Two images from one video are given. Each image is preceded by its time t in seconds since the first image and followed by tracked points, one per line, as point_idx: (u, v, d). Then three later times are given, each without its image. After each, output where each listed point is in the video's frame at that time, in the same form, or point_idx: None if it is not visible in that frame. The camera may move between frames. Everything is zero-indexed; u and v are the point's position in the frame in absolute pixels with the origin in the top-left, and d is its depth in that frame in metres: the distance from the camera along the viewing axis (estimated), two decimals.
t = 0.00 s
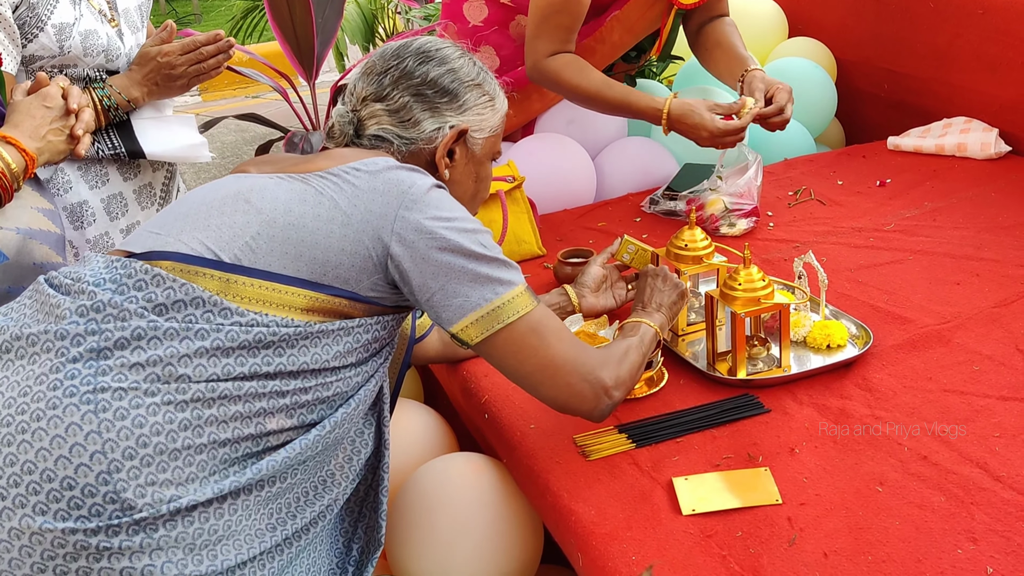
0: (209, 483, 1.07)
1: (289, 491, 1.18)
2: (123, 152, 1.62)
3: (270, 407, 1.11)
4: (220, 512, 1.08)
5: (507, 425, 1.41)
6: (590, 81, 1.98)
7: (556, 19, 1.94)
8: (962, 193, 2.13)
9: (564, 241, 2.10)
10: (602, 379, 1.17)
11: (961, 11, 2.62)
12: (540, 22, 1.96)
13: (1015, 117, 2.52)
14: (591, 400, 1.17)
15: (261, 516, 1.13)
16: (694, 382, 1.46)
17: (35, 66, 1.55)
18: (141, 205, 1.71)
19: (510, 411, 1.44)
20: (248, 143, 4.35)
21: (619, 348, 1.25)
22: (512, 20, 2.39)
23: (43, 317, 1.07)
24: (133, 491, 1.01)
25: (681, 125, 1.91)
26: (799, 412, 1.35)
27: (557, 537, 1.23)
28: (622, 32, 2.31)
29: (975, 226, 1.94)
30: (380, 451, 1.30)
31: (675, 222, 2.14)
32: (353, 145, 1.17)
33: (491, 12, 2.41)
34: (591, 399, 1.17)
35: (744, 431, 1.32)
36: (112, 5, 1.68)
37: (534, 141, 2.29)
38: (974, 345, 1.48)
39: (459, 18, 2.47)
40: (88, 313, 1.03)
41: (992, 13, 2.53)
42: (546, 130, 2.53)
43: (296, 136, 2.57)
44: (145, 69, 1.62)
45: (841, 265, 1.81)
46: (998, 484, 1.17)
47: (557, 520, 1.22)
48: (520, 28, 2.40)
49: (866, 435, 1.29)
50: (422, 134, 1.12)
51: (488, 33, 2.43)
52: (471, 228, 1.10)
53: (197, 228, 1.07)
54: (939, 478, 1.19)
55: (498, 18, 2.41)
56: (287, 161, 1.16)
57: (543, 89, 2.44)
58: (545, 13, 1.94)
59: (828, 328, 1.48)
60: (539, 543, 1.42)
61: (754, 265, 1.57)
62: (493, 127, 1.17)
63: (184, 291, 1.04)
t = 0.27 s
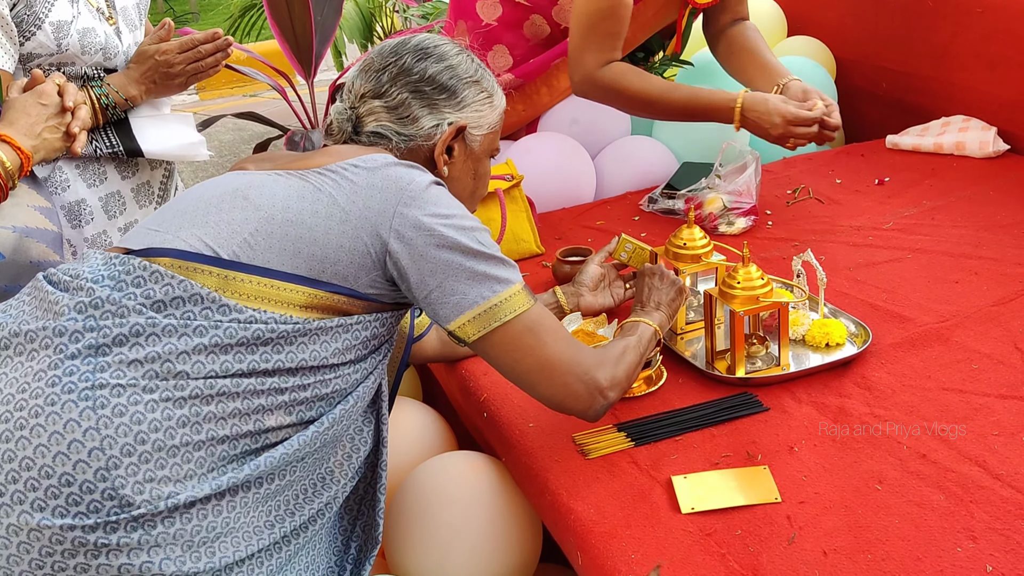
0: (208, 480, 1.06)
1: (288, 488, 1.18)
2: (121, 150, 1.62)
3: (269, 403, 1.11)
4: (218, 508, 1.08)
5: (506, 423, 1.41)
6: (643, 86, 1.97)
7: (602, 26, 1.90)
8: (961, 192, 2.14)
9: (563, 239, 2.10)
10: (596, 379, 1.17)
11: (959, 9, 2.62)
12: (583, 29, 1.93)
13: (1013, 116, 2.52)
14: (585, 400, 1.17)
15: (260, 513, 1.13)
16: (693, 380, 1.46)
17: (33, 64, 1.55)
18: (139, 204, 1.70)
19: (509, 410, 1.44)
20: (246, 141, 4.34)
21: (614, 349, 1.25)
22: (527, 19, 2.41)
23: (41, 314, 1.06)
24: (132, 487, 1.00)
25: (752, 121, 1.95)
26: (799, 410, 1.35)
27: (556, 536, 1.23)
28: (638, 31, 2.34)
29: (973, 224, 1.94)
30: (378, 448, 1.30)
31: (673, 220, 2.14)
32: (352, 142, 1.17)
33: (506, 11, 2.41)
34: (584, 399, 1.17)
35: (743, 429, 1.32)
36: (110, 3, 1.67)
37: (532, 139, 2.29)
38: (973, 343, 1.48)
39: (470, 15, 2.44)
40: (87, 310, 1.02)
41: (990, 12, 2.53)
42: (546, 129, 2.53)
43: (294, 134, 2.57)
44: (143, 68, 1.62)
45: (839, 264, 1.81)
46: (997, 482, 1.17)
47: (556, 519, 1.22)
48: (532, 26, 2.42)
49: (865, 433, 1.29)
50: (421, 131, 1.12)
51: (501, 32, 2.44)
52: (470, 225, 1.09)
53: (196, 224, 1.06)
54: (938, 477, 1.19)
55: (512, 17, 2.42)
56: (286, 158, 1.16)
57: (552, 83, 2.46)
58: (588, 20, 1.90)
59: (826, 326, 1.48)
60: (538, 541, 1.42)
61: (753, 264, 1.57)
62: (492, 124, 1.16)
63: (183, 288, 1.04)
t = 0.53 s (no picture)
0: (206, 479, 1.06)
1: (287, 488, 1.18)
2: (118, 150, 1.62)
3: (267, 403, 1.11)
4: (217, 508, 1.08)
5: (504, 424, 1.41)
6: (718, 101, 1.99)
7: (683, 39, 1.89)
8: (959, 192, 2.13)
9: (561, 239, 2.10)
10: (591, 384, 1.17)
11: (958, 9, 2.62)
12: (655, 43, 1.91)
13: (1011, 115, 2.52)
14: (581, 402, 1.17)
15: (258, 513, 1.13)
16: (692, 380, 1.46)
17: (29, 64, 1.55)
18: (136, 204, 1.70)
19: (507, 411, 1.44)
20: (244, 141, 4.34)
21: (609, 353, 1.25)
22: (546, 20, 2.50)
23: (39, 313, 1.06)
24: (131, 486, 1.00)
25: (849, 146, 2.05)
26: (797, 411, 1.35)
27: (555, 537, 1.23)
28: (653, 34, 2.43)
29: (971, 224, 1.94)
30: (376, 448, 1.30)
31: (672, 220, 2.14)
32: (349, 143, 1.17)
33: (523, 11, 2.48)
34: (578, 404, 1.17)
35: (741, 430, 1.32)
36: (106, 3, 1.67)
37: (533, 139, 2.30)
38: (971, 343, 1.48)
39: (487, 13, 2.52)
40: (85, 309, 1.02)
41: (988, 11, 2.53)
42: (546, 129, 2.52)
43: (292, 133, 2.56)
44: (140, 68, 1.61)
45: (837, 264, 1.82)
46: (995, 482, 1.17)
47: (554, 519, 1.22)
48: (550, 28, 2.52)
49: (863, 434, 1.28)
50: (419, 131, 1.12)
51: (517, 32, 2.52)
52: (466, 226, 1.09)
53: (194, 224, 1.06)
54: (936, 477, 1.19)
55: (530, 18, 2.50)
56: (284, 158, 1.16)
57: (566, 82, 2.53)
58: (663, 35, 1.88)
59: (824, 326, 1.48)
60: (536, 542, 1.42)
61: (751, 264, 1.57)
62: (489, 124, 1.16)
63: (182, 287, 1.04)
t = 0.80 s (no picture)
0: (206, 476, 1.06)
1: (286, 486, 1.18)
2: (116, 149, 1.62)
3: (267, 401, 1.11)
4: (217, 506, 1.08)
5: (502, 423, 1.41)
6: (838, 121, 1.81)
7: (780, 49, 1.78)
8: (957, 191, 2.14)
9: (560, 238, 2.10)
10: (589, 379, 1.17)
11: (956, 9, 2.63)
12: (748, 56, 1.81)
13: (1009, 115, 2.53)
14: (579, 399, 1.17)
15: (258, 511, 1.13)
16: (690, 379, 1.46)
17: (27, 64, 1.55)
18: (133, 203, 1.70)
19: (505, 409, 1.44)
20: (242, 140, 4.34)
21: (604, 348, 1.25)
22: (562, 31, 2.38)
23: (39, 312, 1.06)
24: (131, 484, 1.00)
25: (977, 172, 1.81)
26: (794, 410, 1.35)
27: (553, 536, 1.23)
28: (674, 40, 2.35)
29: (969, 224, 1.94)
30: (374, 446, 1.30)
31: (670, 220, 2.14)
32: (347, 143, 1.17)
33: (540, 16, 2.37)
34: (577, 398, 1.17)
35: (739, 428, 1.32)
36: (104, 2, 1.67)
37: (539, 138, 2.29)
38: (969, 342, 1.49)
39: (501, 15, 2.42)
40: (85, 307, 1.02)
41: (986, 11, 2.54)
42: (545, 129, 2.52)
43: (291, 132, 2.56)
44: (137, 66, 1.61)
45: (835, 263, 1.82)
46: (992, 481, 1.17)
47: (552, 518, 1.22)
48: (567, 40, 2.40)
49: (860, 432, 1.29)
50: (417, 130, 1.12)
51: (530, 37, 2.41)
52: (465, 224, 1.09)
53: (193, 223, 1.06)
54: (933, 476, 1.19)
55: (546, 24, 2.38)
56: (282, 158, 1.16)
57: (583, 84, 2.47)
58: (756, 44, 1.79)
59: (822, 325, 1.48)
60: (535, 540, 1.42)
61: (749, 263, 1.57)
62: (486, 123, 1.16)
63: (181, 285, 1.04)
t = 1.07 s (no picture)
0: (207, 475, 1.07)
1: (286, 485, 1.18)
2: (116, 148, 1.62)
3: (268, 399, 1.11)
4: (218, 504, 1.08)
5: (502, 421, 1.41)
6: (949, 119, 1.78)
7: (864, 53, 1.81)
8: (956, 191, 2.14)
9: (559, 238, 2.10)
10: (591, 374, 1.17)
11: (955, 10, 2.64)
12: (835, 61, 1.84)
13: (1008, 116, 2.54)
14: (582, 395, 1.17)
15: (258, 509, 1.13)
16: (689, 378, 1.47)
17: (27, 63, 1.55)
18: (134, 202, 1.70)
19: (505, 408, 1.45)
20: (242, 140, 4.34)
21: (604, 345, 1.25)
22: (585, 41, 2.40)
23: (40, 311, 1.06)
24: (133, 482, 1.01)
25: None
26: (793, 408, 1.36)
27: (553, 533, 1.24)
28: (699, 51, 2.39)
29: (968, 223, 1.95)
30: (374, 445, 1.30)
31: (669, 220, 2.14)
32: (348, 143, 1.17)
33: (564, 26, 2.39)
34: (580, 394, 1.17)
35: (739, 427, 1.33)
36: (104, 2, 1.68)
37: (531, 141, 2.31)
38: (967, 342, 1.49)
39: (522, 20, 2.42)
40: (87, 307, 1.02)
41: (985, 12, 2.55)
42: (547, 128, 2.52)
43: (292, 132, 2.57)
44: (137, 65, 1.62)
45: (834, 262, 1.82)
46: (991, 479, 1.17)
47: (552, 516, 1.23)
48: (587, 49, 2.42)
49: (859, 431, 1.29)
50: (416, 131, 1.12)
51: (549, 46, 2.42)
52: (465, 223, 1.10)
53: (194, 223, 1.06)
54: (932, 474, 1.19)
55: (570, 35, 2.39)
56: (283, 158, 1.16)
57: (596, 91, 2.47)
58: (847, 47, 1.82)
59: (821, 324, 1.49)
60: (535, 537, 1.43)
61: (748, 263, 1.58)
62: (485, 124, 1.17)
63: (182, 285, 1.04)
